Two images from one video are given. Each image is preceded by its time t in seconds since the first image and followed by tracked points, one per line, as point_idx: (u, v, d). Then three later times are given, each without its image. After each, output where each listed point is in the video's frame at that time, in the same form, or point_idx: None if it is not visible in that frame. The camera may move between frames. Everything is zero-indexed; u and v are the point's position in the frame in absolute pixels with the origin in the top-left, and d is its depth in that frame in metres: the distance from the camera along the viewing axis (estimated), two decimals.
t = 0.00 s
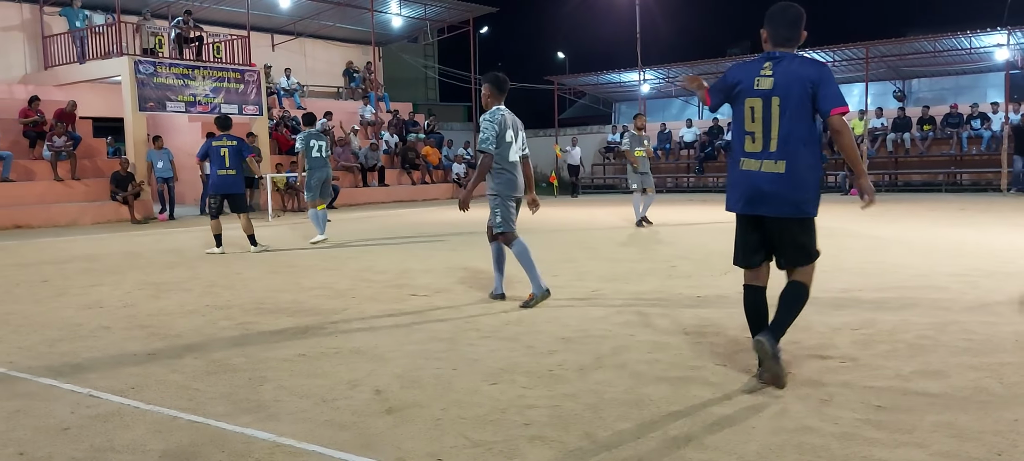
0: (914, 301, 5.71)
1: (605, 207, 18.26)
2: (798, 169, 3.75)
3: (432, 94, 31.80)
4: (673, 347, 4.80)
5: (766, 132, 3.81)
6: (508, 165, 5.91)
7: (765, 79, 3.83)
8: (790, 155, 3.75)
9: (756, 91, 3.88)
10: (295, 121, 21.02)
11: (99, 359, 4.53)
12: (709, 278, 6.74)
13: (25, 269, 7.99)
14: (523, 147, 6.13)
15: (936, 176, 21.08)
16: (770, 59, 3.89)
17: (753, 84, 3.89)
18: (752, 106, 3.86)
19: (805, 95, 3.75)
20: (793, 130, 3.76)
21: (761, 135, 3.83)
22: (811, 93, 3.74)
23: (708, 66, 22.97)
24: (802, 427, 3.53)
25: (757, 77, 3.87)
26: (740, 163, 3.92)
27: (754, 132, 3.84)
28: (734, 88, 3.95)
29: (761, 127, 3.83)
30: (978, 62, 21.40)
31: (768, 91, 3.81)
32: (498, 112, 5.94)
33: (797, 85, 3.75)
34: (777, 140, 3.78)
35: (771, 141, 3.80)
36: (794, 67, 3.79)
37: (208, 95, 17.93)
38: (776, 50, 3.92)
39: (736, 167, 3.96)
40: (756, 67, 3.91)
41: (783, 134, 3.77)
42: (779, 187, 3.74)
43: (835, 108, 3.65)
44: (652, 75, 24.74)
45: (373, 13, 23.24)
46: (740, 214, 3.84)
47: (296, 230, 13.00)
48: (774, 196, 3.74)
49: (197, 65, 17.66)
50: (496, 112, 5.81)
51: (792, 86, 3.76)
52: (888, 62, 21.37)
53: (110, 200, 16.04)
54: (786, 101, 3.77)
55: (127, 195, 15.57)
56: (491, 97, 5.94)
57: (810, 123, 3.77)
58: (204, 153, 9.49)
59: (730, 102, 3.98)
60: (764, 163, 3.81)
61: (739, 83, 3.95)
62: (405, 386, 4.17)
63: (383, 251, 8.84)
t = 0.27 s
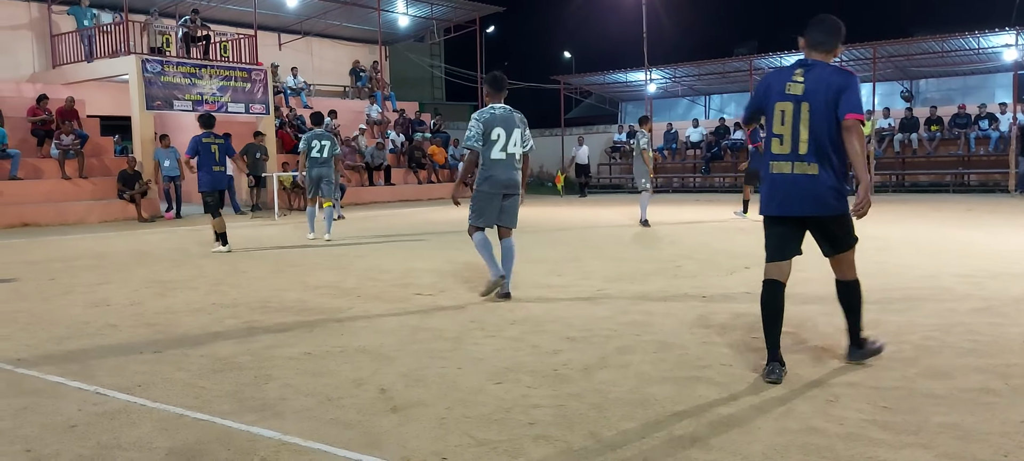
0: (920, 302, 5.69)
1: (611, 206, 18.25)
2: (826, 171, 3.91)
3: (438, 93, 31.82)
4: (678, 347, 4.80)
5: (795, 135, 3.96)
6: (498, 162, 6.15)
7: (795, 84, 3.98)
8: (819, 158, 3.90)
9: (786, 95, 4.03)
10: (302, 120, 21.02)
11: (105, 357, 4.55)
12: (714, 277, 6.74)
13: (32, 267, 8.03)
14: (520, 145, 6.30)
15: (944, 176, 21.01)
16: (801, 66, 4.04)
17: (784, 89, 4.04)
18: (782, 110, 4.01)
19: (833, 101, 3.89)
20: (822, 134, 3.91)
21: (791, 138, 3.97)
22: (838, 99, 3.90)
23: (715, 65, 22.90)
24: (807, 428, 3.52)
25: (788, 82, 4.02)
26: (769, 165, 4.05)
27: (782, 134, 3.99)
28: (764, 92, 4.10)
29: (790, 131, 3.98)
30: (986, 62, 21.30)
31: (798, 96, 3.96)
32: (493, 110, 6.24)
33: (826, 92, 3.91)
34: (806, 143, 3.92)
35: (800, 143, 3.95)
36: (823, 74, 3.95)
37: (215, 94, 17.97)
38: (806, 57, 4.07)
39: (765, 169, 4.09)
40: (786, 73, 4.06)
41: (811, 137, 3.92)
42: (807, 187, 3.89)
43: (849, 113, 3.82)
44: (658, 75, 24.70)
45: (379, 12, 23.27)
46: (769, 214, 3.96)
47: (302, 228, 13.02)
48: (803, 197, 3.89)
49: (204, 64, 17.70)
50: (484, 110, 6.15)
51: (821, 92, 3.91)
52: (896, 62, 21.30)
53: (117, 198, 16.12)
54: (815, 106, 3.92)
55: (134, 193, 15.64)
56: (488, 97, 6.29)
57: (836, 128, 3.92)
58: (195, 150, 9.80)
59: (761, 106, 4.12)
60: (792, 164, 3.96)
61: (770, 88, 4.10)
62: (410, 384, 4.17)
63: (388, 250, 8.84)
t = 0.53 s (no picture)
0: (923, 303, 5.68)
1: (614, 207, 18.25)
2: (866, 165, 4.11)
3: (441, 93, 31.83)
4: (680, 347, 4.80)
5: (836, 131, 4.18)
6: (486, 165, 6.31)
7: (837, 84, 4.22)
8: (857, 153, 4.11)
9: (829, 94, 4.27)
10: (305, 119, 21.01)
11: (108, 355, 4.56)
12: (716, 278, 6.73)
13: (35, 265, 8.04)
14: (510, 148, 6.44)
15: (947, 178, 21.00)
16: (842, 68, 4.29)
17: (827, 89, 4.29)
18: (824, 108, 4.26)
19: (873, 99, 4.11)
20: (861, 130, 4.13)
21: (832, 135, 4.20)
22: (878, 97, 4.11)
23: (718, 66, 22.87)
24: (809, 429, 3.52)
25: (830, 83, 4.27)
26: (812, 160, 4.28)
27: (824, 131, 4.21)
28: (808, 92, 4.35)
29: (831, 127, 4.20)
30: (990, 64, 21.26)
31: (839, 94, 4.20)
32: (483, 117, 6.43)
33: (866, 90, 4.12)
34: (845, 138, 4.15)
35: (841, 139, 4.17)
36: (864, 75, 4.18)
37: (218, 93, 18.00)
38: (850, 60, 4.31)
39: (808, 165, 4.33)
40: (828, 74, 4.31)
41: (851, 133, 4.14)
42: (847, 181, 4.11)
43: (894, 115, 4.03)
44: (662, 75, 24.66)
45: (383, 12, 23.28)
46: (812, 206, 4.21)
47: (305, 228, 13.02)
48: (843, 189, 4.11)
49: (208, 63, 17.73)
50: (473, 116, 6.36)
51: (861, 91, 4.12)
52: (900, 63, 21.26)
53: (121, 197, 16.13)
54: (855, 104, 4.14)
55: (138, 192, 15.57)
56: (479, 105, 6.50)
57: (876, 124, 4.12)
58: (179, 151, 9.67)
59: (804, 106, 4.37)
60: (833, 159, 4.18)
61: (814, 89, 4.36)
62: (412, 384, 4.17)
63: (391, 250, 8.84)
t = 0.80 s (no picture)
0: (924, 303, 5.68)
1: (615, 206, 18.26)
2: (891, 161, 4.40)
3: (442, 92, 31.84)
4: (681, 347, 4.80)
5: (862, 129, 4.48)
6: (474, 160, 6.81)
7: (863, 86, 4.52)
8: (881, 151, 4.41)
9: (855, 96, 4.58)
10: (307, 119, 20.93)
11: (109, 355, 4.56)
12: (717, 278, 6.73)
13: (36, 264, 8.03)
14: (496, 144, 6.94)
15: (949, 178, 21.00)
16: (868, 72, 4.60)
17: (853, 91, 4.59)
18: (851, 108, 4.55)
19: (898, 101, 4.44)
20: (886, 129, 4.43)
21: (858, 133, 4.50)
22: (902, 98, 4.45)
23: (720, 65, 22.85)
24: (810, 429, 3.51)
25: (857, 85, 4.57)
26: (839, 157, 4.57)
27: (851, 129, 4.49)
28: (835, 94, 4.64)
29: (857, 126, 4.51)
30: (992, 64, 21.23)
31: (866, 95, 4.51)
32: (471, 114, 6.92)
33: (892, 93, 4.45)
34: (870, 137, 4.45)
35: (867, 136, 4.47)
36: (890, 78, 4.49)
37: (219, 93, 18.01)
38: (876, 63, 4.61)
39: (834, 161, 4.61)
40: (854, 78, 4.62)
41: (878, 131, 4.43)
42: (872, 177, 4.39)
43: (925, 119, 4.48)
44: (663, 75, 24.62)
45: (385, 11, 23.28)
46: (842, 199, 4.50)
47: (306, 227, 13.02)
48: (870, 183, 4.39)
49: (209, 63, 17.74)
50: (462, 113, 6.86)
51: (886, 93, 4.44)
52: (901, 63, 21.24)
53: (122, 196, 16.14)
54: (881, 105, 4.46)
55: (139, 192, 15.53)
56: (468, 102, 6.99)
57: (898, 124, 4.43)
58: (165, 149, 9.67)
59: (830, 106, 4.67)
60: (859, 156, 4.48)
61: (840, 90, 4.65)
62: (412, 384, 4.17)
63: (392, 249, 8.85)
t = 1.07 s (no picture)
0: (924, 304, 5.68)
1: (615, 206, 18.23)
2: (904, 164, 4.81)
3: (443, 92, 31.83)
4: (680, 347, 4.80)
5: (877, 134, 4.88)
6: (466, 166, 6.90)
7: (877, 95, 4.94)
8: (895, 154, 4.81)
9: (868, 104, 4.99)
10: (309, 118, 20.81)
11: (109, 354, 4.57)
12: (717, 278, 6.74)
13: (36, 264, 8.04)
14: (490, 149, 6.95)
15: (949, 178, 20.97)
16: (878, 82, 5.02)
17: (865, 100, 5.00)
18: (865, 115, 4.96)
19: (908, 108, 4.86)
20: (899, 134, 4.84)
21: (873, 139, 4.90)
22: (912, 106, 4.88)
23: (720, 65, 22.83)
24: (809, 429, 3.52)
25: (869, 94, 4.99)
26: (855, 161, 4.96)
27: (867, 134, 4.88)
28: (849, 102, 5.04)
29: (873, 132, 4.91)
30: (993, 64, 21.19)
31: (878, 103, 4.93)
32: (466, 119, 6.93)
33: (902, 101, 4.88)
34: (885, 142, 4.85)
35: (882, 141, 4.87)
36: (899, 88, 4.93)
37: (220, 92, 18.02)
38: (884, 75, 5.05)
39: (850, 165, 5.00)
40: (865, 88, 5.04)
41: (892, 135, 4.84)
42: (888, 178, 4.78)
43: (930, 122, 4.80)
44: (663, 75, 24.59)
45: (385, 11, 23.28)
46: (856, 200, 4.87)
47: (306, 227, 13.03)
48: (887, 183, 4.78)
49: (209, 62, 17.74)
50: (456, 119, 6.89)
51: (898, 101, 4.87)
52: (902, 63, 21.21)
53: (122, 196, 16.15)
54: (893, 112, 4.88)
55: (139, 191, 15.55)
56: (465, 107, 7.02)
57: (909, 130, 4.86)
58: (138, 151, 9.97)
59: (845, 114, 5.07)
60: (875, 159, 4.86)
61: (853, 100, 5.05)
62: (411, 384, 4.18)
63: (392, 249, 8.86)
